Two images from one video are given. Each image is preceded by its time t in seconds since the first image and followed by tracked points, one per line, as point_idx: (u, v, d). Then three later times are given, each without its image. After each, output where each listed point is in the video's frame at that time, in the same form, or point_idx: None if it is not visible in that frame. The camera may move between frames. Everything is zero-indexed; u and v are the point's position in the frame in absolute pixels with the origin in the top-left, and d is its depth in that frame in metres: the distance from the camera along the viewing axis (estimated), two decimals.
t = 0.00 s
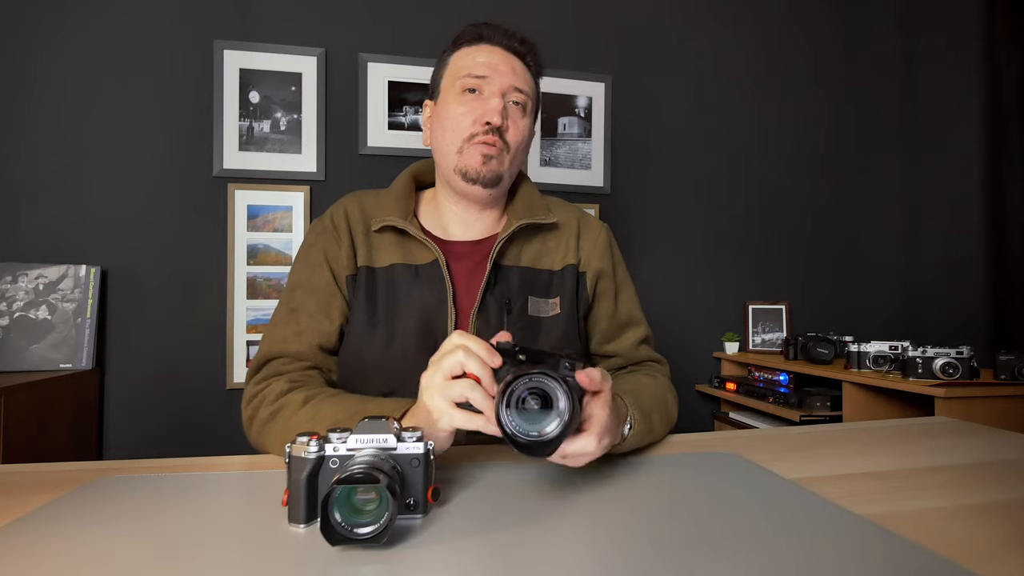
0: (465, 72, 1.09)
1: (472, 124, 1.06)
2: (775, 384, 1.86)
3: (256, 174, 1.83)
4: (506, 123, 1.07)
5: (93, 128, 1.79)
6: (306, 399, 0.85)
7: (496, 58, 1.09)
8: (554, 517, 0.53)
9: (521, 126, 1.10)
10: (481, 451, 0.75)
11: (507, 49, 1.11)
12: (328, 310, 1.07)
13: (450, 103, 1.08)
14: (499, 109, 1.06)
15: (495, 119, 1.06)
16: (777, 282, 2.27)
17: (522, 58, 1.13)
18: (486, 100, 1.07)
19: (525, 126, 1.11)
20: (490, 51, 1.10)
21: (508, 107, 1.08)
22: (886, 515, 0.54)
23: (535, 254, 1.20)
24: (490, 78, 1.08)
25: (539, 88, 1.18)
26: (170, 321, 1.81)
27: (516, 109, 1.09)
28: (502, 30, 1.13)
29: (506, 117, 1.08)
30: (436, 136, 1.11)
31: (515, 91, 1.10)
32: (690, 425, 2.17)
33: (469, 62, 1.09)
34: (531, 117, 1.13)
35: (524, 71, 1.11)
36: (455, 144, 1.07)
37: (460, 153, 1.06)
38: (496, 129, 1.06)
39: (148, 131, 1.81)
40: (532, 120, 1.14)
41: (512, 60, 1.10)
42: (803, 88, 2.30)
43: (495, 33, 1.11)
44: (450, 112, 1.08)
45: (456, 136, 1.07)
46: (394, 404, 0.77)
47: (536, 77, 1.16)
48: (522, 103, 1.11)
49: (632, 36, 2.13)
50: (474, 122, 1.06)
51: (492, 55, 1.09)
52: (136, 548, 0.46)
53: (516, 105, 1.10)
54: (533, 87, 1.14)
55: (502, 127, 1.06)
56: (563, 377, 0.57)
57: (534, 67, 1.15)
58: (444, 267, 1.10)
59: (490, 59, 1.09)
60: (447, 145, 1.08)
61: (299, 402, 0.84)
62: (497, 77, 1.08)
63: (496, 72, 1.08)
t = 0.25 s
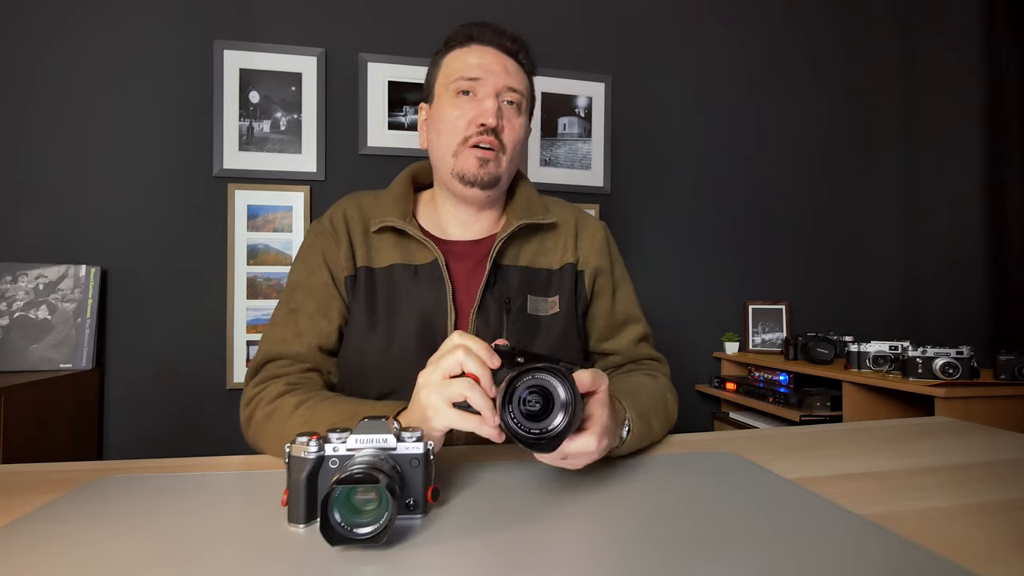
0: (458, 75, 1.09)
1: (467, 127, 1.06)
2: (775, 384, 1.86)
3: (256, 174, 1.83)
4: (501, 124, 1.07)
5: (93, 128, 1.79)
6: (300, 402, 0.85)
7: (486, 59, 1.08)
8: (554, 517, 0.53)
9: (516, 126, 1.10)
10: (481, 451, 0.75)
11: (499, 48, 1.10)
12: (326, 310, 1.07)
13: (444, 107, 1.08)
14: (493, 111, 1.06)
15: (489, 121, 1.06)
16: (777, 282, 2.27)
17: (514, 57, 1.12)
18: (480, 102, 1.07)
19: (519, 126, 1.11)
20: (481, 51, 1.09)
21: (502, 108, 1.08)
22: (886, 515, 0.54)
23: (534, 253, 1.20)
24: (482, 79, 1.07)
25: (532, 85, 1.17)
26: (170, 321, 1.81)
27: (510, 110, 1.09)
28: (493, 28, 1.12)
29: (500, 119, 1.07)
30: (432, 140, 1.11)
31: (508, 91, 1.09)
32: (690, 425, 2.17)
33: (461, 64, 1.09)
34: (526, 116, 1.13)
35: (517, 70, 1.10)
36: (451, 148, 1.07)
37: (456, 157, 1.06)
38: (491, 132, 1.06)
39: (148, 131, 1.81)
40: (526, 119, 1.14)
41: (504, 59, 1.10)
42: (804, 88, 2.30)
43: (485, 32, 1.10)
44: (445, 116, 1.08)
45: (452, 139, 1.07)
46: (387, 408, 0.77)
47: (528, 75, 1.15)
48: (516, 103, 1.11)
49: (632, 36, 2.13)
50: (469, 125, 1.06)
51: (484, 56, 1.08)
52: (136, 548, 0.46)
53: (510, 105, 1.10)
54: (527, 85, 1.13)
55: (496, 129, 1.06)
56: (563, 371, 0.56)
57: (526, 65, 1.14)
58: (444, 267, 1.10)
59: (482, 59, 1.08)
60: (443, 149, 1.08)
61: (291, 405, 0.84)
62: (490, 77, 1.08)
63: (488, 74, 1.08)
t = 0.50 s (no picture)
0: (455, 83, 1.08)
1: (464, 137, 1.06)
2: (775, 384, 1.86)
3: (256, 174, 1.83)
4: (498, 135, 1.07)
5: (93, 127, 1.79)
6: (297, 402, 0.85)
7: (482, 67, 1.07)
8: (554, 517, 0.53)
9: (513, 133, 1.10)
10: (482, 451, 0.75)
11: (496, 54, 1.08)
12: (326, 313, 1.07)
13: (441, 116, 1.09)
14: (490, 122, 1.05)
15: (485, 133, 1.05)
16: (777, 282, 2.27)
17: (511, 61, 1.10)
18: (477, 113, 1.06)
19: (517, 133, 1.10)
20: (477, 58, 1.07)
21: (499, 118, 1.08)
22: (886, 515, 0.54)
23: (533, 252, 1.20)
24: (479, 88, 1.06)
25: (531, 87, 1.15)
26: (170, 321, 1.81)
27: (507, 118, 1.09)
28: (490, 31, 1.09)
29: (498, 128, 1.07)
30: (430, 147, 1.12)
31: (505, 99, 1.08)
32: (690, 425, 2.17)
33: (457, 73, 1.07)
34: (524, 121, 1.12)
35: (514, 76, 1.09)
36: (448, 156, 1.08)
37: (454, 166, 1.07)
38: (488, 143, 1.06)
39: (148, 131, 1.81)
40: (524, 124, 1.13)
41: (502, 66, 1.08)
42: (804, 88, 2.30)
43: (482, 37, 1.08)
44: (442, 125, 1.08)
45: (449, 149, 1.08)
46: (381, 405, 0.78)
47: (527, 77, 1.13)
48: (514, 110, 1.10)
49: (632, 36, 2.13)
50: (465, 137, 1.06)
51: (481, 63, 1.07)
52: (135, 548, 0.46)
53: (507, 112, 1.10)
54: (525, 90, 1.12)
55: (493, 140, 1.06)
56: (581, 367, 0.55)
57: (524, 69, 1.12)
58: (444, 267, 1.11)
59: (479, 67, 1.07)
60: (441, 157, 1.09)
61: (289, 405, 0.84)
62: (486, 87, 1.07)
63: (485, 84, 1.06)
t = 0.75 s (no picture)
0: (457, 88, 1.08)
1: (465, 142, 1.06)
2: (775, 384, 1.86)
3: (256, 174, 1.83)
4: (499, 140, 1.07)
5: (93, 128, 1.79)
6: (296, 400, 0.85)
7: (484, 72, 1.06)
8: (554, 517, 0.53)
9: (515, 138, 1.09)
10: (484, 450, 0.76)
11: (497, 59, 1.08)
12: (327, 313, 1.07)
13: (443, 121, 1.09)
14: (491, 127, 1.05)
15: (487, 138, 1.05)
16: (777, 282, 2.27)
17: (513, 66, 1.09)
18: (479, 118, 1.06)
19: (519, 138, 1.10)
20: (480, 64, 1.07)
21: (500, 123, 1.07)
22: (886, 515, 0.54)
23: (533, 252, 1.20)
24: (481, 93, 1.06)
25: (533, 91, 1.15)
26: (171, 321, 1.81)
27: (508, 123, 1.08)
28: (491, 36, 1.09)
29: (499, 133, 1.07)
30: (432, 150, 1.13)
31: (507, 104, 1.08)
32: (690, 425, 2.17)
33: (459, 78, 1.07)
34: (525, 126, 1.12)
35: (516, 81, 1.09)
36: (450, 161, 1.08)
37: (455, 171, 1.08)
38: (489, 149, 1.06)
39: (148, 131, 1.81)
40: (526, 129, 1.13)
41: (503, 71, 1.08)
42: (804, 88, 2.30)
43: (484, 42, 1.08)
44: (444, 130, 1.09)
45: (451, 154, 1.08)
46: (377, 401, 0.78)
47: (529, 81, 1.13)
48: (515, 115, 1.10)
49: (632, 36, 2.13)
50: (467, 142, 1.06)
51: (482, 69, 1.07)
52: (136, 548, 0.46)
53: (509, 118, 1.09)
54: (526, 94, 1.11)
55: (494, 145, 1.06)
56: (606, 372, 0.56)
57: (527, 73, 1.11)
58: (445, 267, 1.11)
59: (480, 73, 1.07)
60: (443, 162, 1.10)
61: (286, 403, 0.85)
62: (488, 92, 1.06)
63: (487, 89, 1.06)
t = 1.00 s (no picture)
0: (458, 89, 1.07)
1: (467, 142, 1.06)
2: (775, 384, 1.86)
3: (256, 174, 1.83)
4: (500, 140, 1.07)
5: (93, 128, 1.79)
6: (297, 400, 0.86)
7: (485, 73, 1.06)
8: (554, 517, 0.53)
9: (516, 138, 1.09)
10: (483, 450, 0.75)
11: (498, 59, 1.08)
12: (328, 314, 1.07)
13: (443, 121, 1.09)
14: (492, 127, 1.05)
15: (488, 138, 1.05)
16: (777, 282, 2.27)
17: (514, 66, 1.09)
18: (480, 119, 1.06)
19: (520, 138, 1.10)
20: (480, 64, 1.07)
21: (502, 124, 1.07)
22: (886, 515, 0.54)
23: (534, 252, 1.20)
24: (481, 93, 1.06)
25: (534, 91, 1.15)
26: (171, 321, 1.81)
27: (509, 123, 1.08)
28: (492, 36, 1.09)
29: (500, 133, 1.07)
30: (434, 151, 1.13)
31: (508, 104, 1.08)
32: (690, 425, 2.17)
33: (460, 79, 1.07)
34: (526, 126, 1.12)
35: (517, 81, 1.09)
36: (451, 162, 1.08)
37: (456, 171, 1.08)
38: (490, 149, 1.06)
39: (148, 131, 1.81)
40: (527, 128, 1.13)
41: (504, 71, 1.08)
42: (804, 88, 2.30)
43: (485, 43, 1.08)
44: (445, 131, 1.09)
45: (452, 154, 1.08)
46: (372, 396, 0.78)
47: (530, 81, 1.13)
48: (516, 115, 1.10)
49: (632, 36, 2.13)
50: (468, 142, 1.06)
51: (483, 70, 1.07)
52: (135, 549, 0.46)
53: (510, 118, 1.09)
54: (527, 95, 1.11)
55: (495, 145, 1.06)
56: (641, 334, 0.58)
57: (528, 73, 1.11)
58: (445, 267, 1.11)
59: (481, 73, 1.07)
60: (444, 162, 1.10)
61: (286, 403, 0.86)
62: (489, 92, 1.06)
63: (488, 90, 1.06)
